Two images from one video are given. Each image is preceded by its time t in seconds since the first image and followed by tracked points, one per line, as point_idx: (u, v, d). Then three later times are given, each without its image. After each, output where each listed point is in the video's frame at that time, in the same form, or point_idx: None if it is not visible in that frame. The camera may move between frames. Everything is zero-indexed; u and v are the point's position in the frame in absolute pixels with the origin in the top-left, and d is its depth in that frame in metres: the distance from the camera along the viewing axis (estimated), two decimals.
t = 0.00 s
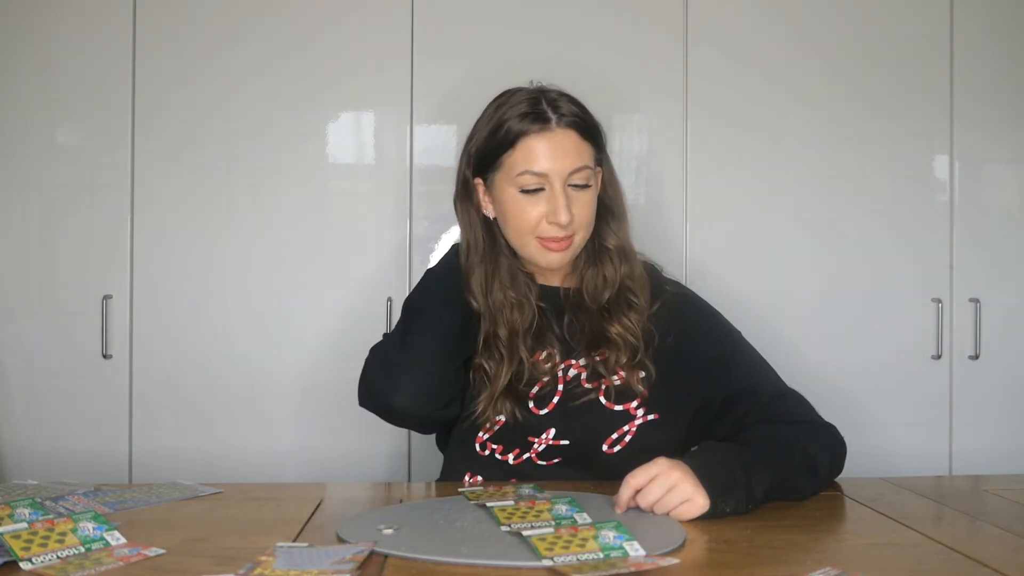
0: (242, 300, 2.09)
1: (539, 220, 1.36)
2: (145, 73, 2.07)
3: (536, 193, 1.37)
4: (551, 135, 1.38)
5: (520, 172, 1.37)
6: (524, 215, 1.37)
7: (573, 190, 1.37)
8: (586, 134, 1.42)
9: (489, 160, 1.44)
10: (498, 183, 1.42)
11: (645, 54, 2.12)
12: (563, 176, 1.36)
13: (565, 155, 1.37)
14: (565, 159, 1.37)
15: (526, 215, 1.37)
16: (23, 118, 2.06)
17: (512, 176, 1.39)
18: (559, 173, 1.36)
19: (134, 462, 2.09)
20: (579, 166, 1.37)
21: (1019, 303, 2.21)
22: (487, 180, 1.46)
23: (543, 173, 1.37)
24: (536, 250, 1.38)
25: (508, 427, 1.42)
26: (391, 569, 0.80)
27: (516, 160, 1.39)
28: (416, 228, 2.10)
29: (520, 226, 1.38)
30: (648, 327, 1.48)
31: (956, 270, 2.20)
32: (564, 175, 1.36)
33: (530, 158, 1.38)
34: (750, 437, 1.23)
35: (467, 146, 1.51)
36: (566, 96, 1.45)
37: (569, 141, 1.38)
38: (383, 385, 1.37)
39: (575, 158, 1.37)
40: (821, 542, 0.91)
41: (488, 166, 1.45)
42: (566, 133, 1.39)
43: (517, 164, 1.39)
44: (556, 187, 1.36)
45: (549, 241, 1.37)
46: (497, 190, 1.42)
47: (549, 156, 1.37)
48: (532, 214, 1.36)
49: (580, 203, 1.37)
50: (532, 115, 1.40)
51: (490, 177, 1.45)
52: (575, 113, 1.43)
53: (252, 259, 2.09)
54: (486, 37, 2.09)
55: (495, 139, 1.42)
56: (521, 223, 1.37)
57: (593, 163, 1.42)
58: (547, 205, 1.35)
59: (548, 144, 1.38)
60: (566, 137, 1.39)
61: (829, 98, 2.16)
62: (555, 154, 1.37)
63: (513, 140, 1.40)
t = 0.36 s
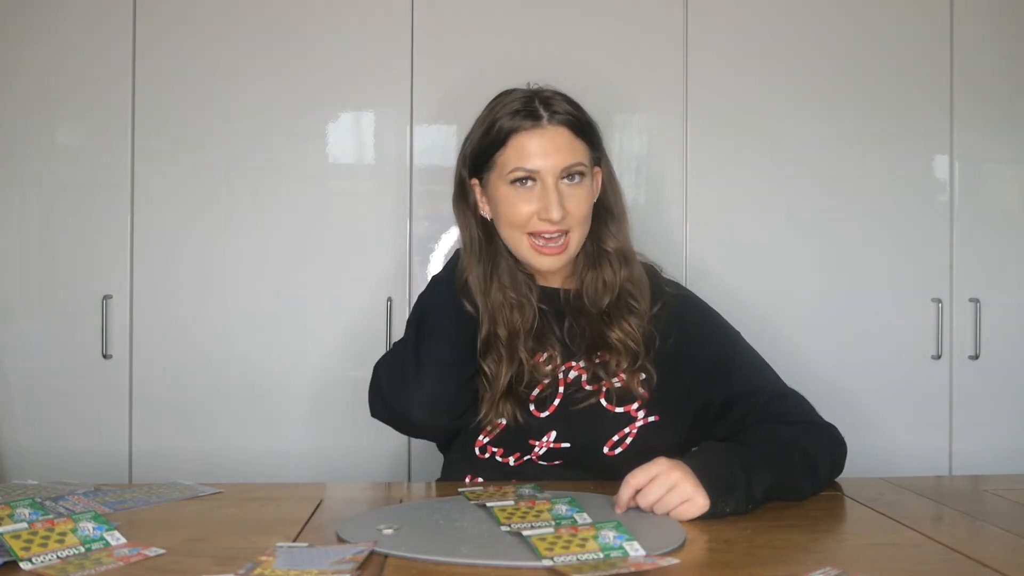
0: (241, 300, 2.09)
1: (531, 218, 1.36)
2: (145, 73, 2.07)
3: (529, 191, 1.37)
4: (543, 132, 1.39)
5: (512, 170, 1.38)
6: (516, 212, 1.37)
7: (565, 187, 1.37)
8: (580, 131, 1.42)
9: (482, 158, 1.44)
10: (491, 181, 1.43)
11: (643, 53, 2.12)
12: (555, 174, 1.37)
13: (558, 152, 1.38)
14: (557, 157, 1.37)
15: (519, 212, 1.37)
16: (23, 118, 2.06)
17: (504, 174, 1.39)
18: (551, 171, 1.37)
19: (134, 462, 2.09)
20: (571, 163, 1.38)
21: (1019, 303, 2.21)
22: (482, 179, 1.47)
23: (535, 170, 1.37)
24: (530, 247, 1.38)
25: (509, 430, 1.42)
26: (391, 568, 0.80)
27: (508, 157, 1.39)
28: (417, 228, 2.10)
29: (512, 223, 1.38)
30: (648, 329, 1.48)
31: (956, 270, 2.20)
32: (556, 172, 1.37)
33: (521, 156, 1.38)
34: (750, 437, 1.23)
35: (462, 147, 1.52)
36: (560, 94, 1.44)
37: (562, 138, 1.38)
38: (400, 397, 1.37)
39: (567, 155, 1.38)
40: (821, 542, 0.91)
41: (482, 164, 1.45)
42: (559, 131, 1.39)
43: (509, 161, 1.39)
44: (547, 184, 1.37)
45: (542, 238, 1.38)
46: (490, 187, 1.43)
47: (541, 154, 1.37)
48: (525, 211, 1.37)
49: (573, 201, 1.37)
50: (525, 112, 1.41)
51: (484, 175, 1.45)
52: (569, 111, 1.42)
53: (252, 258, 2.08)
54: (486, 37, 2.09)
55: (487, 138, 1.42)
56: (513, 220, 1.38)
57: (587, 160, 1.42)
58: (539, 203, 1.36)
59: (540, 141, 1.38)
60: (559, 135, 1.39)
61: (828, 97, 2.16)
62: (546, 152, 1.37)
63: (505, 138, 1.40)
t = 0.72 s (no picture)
0: (240, 300, 2.09)
1: (527, 223, 1.35)
2: (145, 73, 2.07)
3: (525, 195, 1.36)
4: (541, 137, 1.38)
5: (509, 174, 1.37)
6: (512, 216, 1.36)
7: (562, 192, 1.35)
8: (577, 135, 1.42)
9: (481, 162, 1.44)
10: (488, 184, 1.42)
11: (645, 54, 2.12)
12: (551, 178, 1.35)
13: (555, 156, 1.36)
14: (554, 161, 1.35)
15: (515, 216, 1.36)
16: (23, 118, 2.06)
17: (501, 178, 1.38)
18: (548, 175, 1.35)
19: (134, 462, 2.09)
20: (567, 167, 1.36)
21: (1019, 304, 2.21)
22: (479, 182, 1.46)
23: (532, 174, 1.36)
24: (526, 253, 1.36)
25: (509, 433, 1.43)
26: (391, 568, 0.80)
27: (505, 161, 1.38)
28: (417, 228, 2.10)
29: (509, 227, 1.37)
30: (646, 330, 1.48)
31: (956, 270, 2.20)
32: (553, 176, 1.35)
33: (518, 160, 1.37)
34: (750, 437, 1.23)
35: (461, 148, 1.52)
36: (560, 98, 1.45)
37: (560, 143, 1.38)
38: (398, 403, 1.38)
39: (563, 159, 1.36)
40: (821, 542, 0.91)
41: (480, 167, 1.45)
42: (556, 134, 1.38)
43: (506, 165, 1.38)
44: (544, 188, 1.35)
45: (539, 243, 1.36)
46: (488, 191, 1.42)
47: (538, 158, 1.36)
48: (520, 216, 1.35)
49: (570, 205, 1.35)
50: (524, 117, 1.41)
51: (481, 178, 1.44)
52: (568, 116, 1.42)
53: (252, 258, 2.09)
54: (486, 37, 2.09)
55: (486, 139, 1.43)
56: (510, 225, 1.37)
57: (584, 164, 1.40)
58: (536, 207, 1.34)
59: (538, 146, 1.37)
60: (556, 139, 1.38)
61: (828, 97, 2.16)
62: (543, 156, 1.36)
63: (503, 141, 1.40)
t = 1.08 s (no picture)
0: (240, 300, 2.09)
1: (530, 231, 1.35)
2: (145, 73, 2.07)
3: (527, 203, 1.35)
4: (541, 144, 1.37)
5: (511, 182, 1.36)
6: (515, 224, 1.36)
7: (565, 199, 1.35)
8: (576, 138, 1.40)
9: (481, 169, 1.43)
10: (490, 192, 1.41)
11: (646, 53, 2.12)
12: (553, 186, 1.34)
13: (556, 163, 1.35)
14: (555, 168, 1.34)
15: (518, 224, 1.36)
16: (23, 118, 2.06)
17: (503, 186, 1.38)
18: (549, 182, 1.34)
19: (134, 462, 2.09)
20: (569, 174, 1.35)
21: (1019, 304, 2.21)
22: (480, 188, 1.45)
23: (533, 182, 1.35)
24: (530, 259, 1.37)
25: (509, 436, 1.43)
26: (391, 568, 0.80)
27: (506, 169, 1.38)
28: (417, 228, 2.10)
29: (512, 235, 1.37)
30: (645, 330, 1.48)
31: (956, 270, 2.20)
32: (555, 184, 1.34)
33: (519, 168, 1.36)
34: (750, 437, 1.23)
35: (459, 154, 1.51)
36: (558, 103, 1.43)
37: (561, 149, 1.36)
38: (397, 408, 1.38)
39: (565, 166, 1.35)
40: (821, 542, 0.91)
41: (480, 175, 1.44)
42: (556, 140, 1.37)
43: (508, 174, 1.37)
44: (546, 196, 1.34)
45: (543, 250, 1.37)
46: (489, 198, 1.42)
47: (540, 165, 1.35)
48: (524, 224, 1.35)
49: (573, 212, 1.35)
50: (522, 123, 1.39)
51: (482, 185, 1.44)
52: (566, 120, 1.40)
53: (252, 258, 2.08)
54: (486, 37, 2.09)
55: (485, 147, 1.41)
56: (513, 233, 1.37)
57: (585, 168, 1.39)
58: (539, 215, 1.34)
59: (538, 153, 1.36)
60: (557, 145, 1.37)
61: (829, 98, 2.16)
62: (544, 164, 1.35)
63: (503, 150, 1.38)
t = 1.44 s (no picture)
0: (240, 300, 2.09)
1: (528, 230, 1.36)
2: (145, 73, 2.07)
3: (527, 202, 1.36)
4: (544, 144, 1.36)
5: (512, 180, 1.36)
6: (514, 222, 1.36)
7: (565, 201, 1.35)
8: (582, 140, 1.40)
9: (483, 165, 1.43)
10: (490, 189, 1.41)
11: (646, 53, 2.12)
12: (555, 188, 1.34)
13: (559, 165, 1.35)
14: (558, 170, 1.35)
15: (516, 223, 1.36)
16: (23, 119, 2.06)
17: (504, 183, 1.38)
18: (551, 184, 1.34)
19: (134, 462, 2.09)
20: (571, 177, 1.35)
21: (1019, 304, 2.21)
22: (481, 185, 1.45)
23: (534, 183, 1.35)
24: (526, 258, 1.38)
25: (509, 436, 1.42)
26: (391, 568, 0.80)
27: (509, 168, 1.38)
28: (416, 228, 2.10)
29: (509, 233, 1.38)
30: (644, 331, 1.48)
31: (956, 270, 2.20)
32: (556, 185, 1.34)
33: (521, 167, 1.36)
34: (750, 437, 1.23)
35: (464, 149, 1.51)
36: (565, 104, 1.43)
37: (564, 151, 1.36)
38: (400, 414, 1.37)
39: (567, 169, 1.35)
40: (821, 542, 0.91)
41: (483, 171, 1.44)
42: (560, 142, 1.37)
43: (510, 172, 1.37)
44: (546, 198, 1.34)
45: (539, 250, 1.37)
46: (490, 195, 1.42)
47: (543, 166, 1.35)
48: (522, 224, 1.36)
49: (573, 214, 1.36)
50: (527, 122, 1.39)
51: (484, 181, 1.44)
52: (571, 123, 1.40)
53: (252, 258, 2.09)
54: (485, 37, 2.09)
55: (489, 144, 1.41)
56: (510, 230, 1.37)
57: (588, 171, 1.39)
58: (538, 216, 1.35)
59: (542, 154, 1.36)
60: (561, 147, 1.36)
61: (829, 98, 2.16)
62: (546, 165, 1.35)
63: (506, 148, 1.38)
